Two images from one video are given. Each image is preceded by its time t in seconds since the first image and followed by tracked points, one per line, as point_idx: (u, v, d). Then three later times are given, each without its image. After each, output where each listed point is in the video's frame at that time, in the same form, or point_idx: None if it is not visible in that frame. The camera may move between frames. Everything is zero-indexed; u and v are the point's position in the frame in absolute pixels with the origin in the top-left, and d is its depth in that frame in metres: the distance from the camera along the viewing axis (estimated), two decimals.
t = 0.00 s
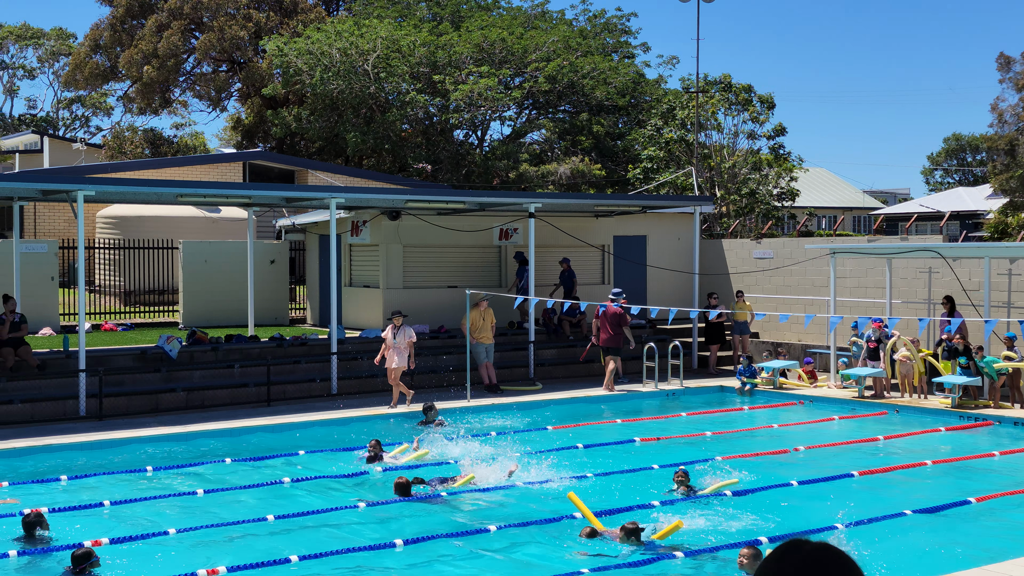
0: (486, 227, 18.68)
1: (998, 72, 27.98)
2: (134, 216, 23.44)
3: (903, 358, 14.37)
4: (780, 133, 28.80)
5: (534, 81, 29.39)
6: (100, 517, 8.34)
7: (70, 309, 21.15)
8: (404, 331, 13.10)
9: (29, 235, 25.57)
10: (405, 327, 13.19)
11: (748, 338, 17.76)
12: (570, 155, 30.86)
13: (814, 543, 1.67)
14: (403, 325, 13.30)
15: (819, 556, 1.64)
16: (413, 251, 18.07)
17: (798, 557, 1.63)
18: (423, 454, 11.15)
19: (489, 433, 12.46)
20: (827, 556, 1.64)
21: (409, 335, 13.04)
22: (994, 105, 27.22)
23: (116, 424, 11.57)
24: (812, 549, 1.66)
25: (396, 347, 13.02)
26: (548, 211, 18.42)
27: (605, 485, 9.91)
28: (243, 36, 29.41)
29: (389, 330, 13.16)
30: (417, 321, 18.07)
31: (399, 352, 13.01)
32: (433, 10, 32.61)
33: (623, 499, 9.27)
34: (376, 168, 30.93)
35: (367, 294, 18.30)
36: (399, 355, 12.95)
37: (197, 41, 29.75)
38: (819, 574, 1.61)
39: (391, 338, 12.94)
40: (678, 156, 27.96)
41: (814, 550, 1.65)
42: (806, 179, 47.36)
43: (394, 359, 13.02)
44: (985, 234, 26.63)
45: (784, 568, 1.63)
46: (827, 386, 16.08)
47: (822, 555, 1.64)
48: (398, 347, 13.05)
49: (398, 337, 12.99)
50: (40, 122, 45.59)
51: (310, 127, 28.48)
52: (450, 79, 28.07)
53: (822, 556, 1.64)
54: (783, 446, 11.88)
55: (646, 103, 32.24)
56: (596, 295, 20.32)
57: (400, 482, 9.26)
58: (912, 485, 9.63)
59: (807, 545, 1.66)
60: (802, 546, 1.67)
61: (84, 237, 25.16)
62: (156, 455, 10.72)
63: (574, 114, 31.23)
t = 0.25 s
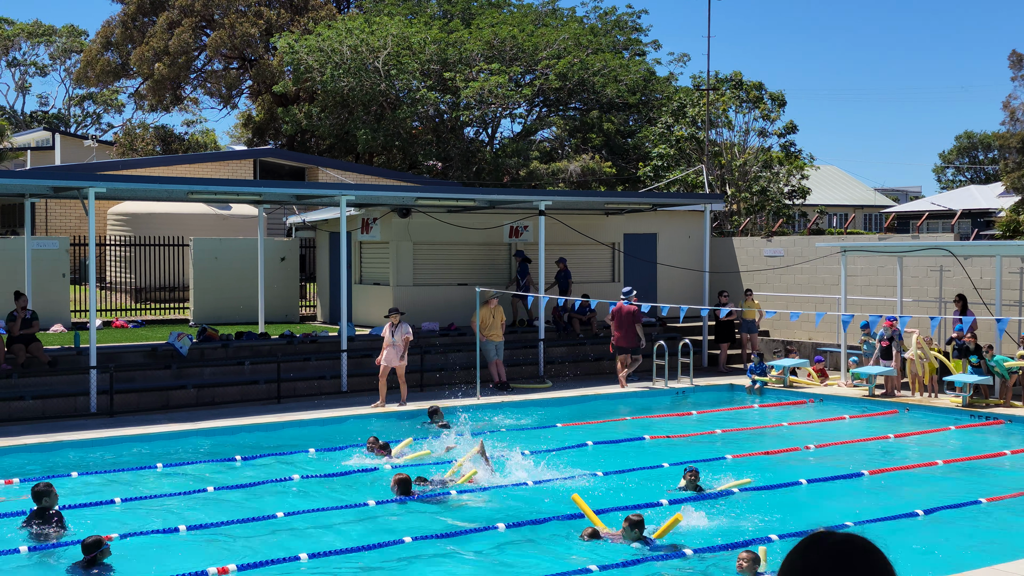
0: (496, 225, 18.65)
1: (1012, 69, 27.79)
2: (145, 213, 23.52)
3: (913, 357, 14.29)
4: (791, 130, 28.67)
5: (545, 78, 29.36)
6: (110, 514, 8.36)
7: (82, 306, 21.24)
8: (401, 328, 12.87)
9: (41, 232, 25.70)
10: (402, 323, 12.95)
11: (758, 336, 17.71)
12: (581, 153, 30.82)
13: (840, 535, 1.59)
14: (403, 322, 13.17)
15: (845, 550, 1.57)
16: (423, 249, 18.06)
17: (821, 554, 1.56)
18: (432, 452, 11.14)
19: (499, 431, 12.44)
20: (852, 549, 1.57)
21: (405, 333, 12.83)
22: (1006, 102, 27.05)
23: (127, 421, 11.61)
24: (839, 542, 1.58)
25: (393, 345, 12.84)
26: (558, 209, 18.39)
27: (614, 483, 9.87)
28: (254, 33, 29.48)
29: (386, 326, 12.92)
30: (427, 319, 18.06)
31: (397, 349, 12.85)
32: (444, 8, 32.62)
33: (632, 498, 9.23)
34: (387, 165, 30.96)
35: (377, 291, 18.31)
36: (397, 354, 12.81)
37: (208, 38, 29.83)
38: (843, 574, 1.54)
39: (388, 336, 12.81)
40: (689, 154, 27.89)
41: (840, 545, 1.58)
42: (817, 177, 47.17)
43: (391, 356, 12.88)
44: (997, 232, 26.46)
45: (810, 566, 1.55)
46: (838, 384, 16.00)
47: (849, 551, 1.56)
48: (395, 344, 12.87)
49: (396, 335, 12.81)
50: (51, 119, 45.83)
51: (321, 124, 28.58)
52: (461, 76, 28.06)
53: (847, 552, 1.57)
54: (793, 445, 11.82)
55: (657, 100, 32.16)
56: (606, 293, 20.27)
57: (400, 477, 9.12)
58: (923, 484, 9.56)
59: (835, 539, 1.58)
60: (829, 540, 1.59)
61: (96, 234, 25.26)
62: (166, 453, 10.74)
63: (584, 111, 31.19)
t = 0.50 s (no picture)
0: (506, 224, 18.64)
1: (1023, 69, 27.65)
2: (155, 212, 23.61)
3: (924, 357, 14.21)
4: (802, 130, 28.54)
5: (555, 77, 29.29)
6: (121, 512, 8.38)
7: (92, 304, 21.33)
8: (395, 329, 12.82)
9: (53, 230, 25.83)
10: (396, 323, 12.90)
11: (767, 336, 17.66)
12: (591, 152, 30.77)
13: (854, 537, 1.57)
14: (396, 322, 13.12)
15: (862, 552, 1.54)
16: (433, 248, 18.06)
17: (836, 556, 1.53)
18: (441, 451, 11.13)
19: (508, 430, 12.42)
20: (867, 551, 1.55)
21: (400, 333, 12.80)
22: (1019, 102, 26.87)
23: (137, 419, 11.64)
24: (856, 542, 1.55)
25: (387, 344, 12.79)
26: (568, 208, 18.36)
27: (622, 482, 9.84)
28: (265, 32, 29.49)
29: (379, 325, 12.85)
30: (437, 318, 18.06)
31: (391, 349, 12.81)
32: (454, 7, 32.62)
33: (640, 497, 9.20)
34: (397, 164, 30.97)
35: (386, 290, 18.32)
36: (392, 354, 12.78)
37: (219, 37, 29.93)
38: (858, 575, 1.52)
39: (382, 336, 12.77)
40: (699, 153, 27.81)
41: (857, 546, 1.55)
42: (828, 176, 46.99)
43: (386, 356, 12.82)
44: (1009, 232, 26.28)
45: (825, 567, 1.53)
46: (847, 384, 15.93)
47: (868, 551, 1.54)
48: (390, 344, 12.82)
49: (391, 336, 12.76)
50: (63, 118, 46.06)
51: (331, 123, 28.62)
52: (471, 75, 28.02)
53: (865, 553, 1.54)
54: (803, 445, 11.75)
55: (667, 100, 32.08)
56: (616, 293, 20.23)
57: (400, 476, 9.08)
58: (933, 485, 9.50)
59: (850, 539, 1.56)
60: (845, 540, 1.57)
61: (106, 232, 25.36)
62: (176, 451, 10.77)
63: (594, 111, 31.14)
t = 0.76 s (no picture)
0: (513, 223, 18.63)
1: None
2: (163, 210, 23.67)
3: (931, 357, 14.19)
4: (809, 129, 28.46)
5: (562, 76, 29.25)
6: (128, 509, 8.39)
7: (100, 302, 21.39)
8: (389, 327, 12.83)
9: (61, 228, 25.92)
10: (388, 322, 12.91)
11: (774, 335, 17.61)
12: (598, 151, 30.75)
13: (859, 533, 1.55)
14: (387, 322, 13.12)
15: (870, 548, 1.52)
16: (440, 246, 18.06)
17: (844, 553, 1.51)
18: (447, 450, 11.13)
19: (514, 429, 12.41)
20: (874, 546, 1.52)
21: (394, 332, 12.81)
22: None
23: (145, 417, 11.67)
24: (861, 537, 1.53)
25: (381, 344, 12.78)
26: (575, 207, 18.34)
27: (628, 481, 9.81)
28: (273, 31, 29.56)
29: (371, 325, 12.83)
30: (444, 316, 18.06)
31: (385, 348, 12.79)
32: (462, 6, 32.64)
33: (647, 496, 9.18)
34: (404, 163, 30.99)
35: (394, 288, 18.34)
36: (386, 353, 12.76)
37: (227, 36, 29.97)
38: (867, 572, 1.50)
39: (376, 335, 12.75)
40: (706, 152, 27.78)
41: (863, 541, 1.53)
42: (835, 175, 46.85)
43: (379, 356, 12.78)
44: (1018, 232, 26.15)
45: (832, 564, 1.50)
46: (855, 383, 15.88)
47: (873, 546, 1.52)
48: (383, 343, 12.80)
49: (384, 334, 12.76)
50: (70, 116, 46.21)
51: (338, 121, 28.66)
52: (478, 74, 28.02)
53: (871, 546, 1.52)
54: (811, 444, 11.71)
55: (674, 98, 32.02)
56: (623, 291, 20.20)
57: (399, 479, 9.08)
58: (940, 484, 9.46)
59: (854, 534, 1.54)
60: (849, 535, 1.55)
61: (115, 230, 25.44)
62: (183, 449, 10.79)
63: (602, 109, 31.12)
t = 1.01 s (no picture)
0: (518, 221, 18.61)
1: None
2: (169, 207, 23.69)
3: (937, 355, 14.16)
4: (816, 127, 28.36)
5: (568, 74, 29.17)
6: (134, 506, 8.42)
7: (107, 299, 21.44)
8: (382, 327, 12.80)
9: (67, 225, 25.97)
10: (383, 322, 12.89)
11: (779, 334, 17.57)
12: (603, 149, 30.71)
13: (848, 535, 1.54)
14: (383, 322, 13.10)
15: (860, 550, 1.51)
16: (445, 244, 18.05)
17: (838, 554, 1.50)
18: (451, 447, 11.12)
19: (518, 427, 12.40)
20: (865, 549, 1.51)
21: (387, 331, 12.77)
22: None
23: (151, 414, 11.69)
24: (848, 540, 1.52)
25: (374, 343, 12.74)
26: (581, 205, 18.31)
27: (632, 479, 9.80)
28: (278, 28, 29.59)
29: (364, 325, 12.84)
30: (449, 314, 18.06)
31: (376, 348, 12.74)
32: (467, 3, 32.60)
33: (651, 494, 9.16)
34: (409, 161, 30.97)
35: (399, 286, 18.33)
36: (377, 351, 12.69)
37: (233, 33, 29.98)
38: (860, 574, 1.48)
39: (369, 334, 12.73)
40: (712, 150, 27.72)
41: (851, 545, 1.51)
42: (841, 174, 46.70)
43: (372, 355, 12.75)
44: None
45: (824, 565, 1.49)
46: (860, 381, 15.83)
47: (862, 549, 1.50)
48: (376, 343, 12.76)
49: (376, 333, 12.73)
50: (76, 113, 46.32)
51: (344, 119, 28.63)
52: (484, 71, 27.99)
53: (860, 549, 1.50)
54: (816, 442, 11.67)
55: (681, 96, 31.93)
56: (629, 289, 20.16)
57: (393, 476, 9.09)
58: (945, 483, 9.42)
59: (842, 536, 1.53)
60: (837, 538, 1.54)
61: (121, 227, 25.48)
62: (189, 446, 10.81)
63: (607, 107, 31.07)
